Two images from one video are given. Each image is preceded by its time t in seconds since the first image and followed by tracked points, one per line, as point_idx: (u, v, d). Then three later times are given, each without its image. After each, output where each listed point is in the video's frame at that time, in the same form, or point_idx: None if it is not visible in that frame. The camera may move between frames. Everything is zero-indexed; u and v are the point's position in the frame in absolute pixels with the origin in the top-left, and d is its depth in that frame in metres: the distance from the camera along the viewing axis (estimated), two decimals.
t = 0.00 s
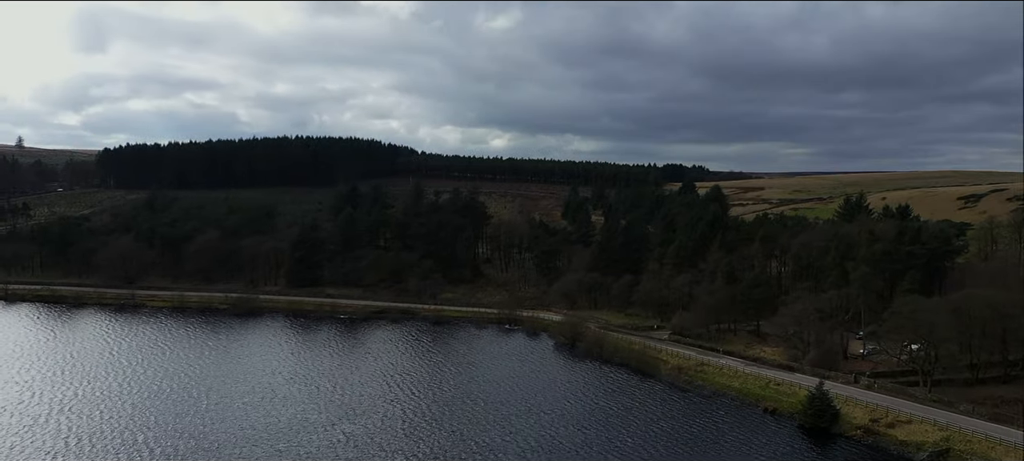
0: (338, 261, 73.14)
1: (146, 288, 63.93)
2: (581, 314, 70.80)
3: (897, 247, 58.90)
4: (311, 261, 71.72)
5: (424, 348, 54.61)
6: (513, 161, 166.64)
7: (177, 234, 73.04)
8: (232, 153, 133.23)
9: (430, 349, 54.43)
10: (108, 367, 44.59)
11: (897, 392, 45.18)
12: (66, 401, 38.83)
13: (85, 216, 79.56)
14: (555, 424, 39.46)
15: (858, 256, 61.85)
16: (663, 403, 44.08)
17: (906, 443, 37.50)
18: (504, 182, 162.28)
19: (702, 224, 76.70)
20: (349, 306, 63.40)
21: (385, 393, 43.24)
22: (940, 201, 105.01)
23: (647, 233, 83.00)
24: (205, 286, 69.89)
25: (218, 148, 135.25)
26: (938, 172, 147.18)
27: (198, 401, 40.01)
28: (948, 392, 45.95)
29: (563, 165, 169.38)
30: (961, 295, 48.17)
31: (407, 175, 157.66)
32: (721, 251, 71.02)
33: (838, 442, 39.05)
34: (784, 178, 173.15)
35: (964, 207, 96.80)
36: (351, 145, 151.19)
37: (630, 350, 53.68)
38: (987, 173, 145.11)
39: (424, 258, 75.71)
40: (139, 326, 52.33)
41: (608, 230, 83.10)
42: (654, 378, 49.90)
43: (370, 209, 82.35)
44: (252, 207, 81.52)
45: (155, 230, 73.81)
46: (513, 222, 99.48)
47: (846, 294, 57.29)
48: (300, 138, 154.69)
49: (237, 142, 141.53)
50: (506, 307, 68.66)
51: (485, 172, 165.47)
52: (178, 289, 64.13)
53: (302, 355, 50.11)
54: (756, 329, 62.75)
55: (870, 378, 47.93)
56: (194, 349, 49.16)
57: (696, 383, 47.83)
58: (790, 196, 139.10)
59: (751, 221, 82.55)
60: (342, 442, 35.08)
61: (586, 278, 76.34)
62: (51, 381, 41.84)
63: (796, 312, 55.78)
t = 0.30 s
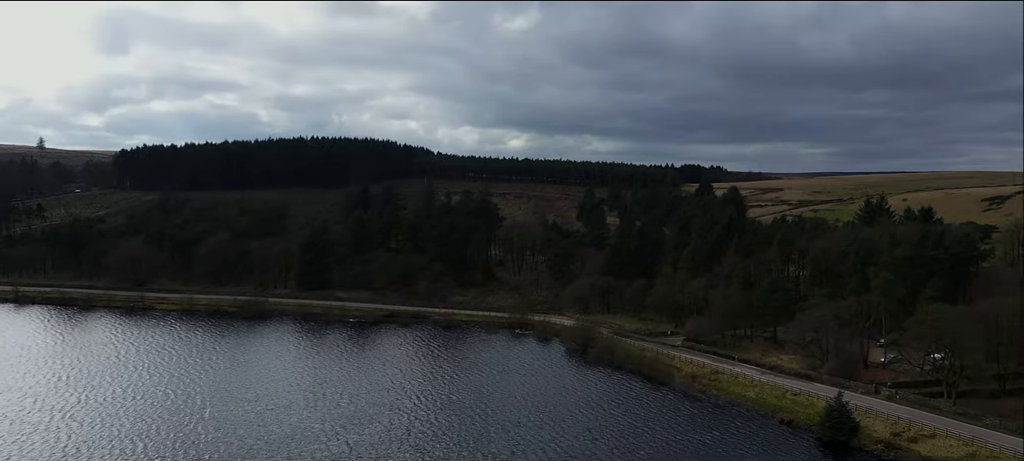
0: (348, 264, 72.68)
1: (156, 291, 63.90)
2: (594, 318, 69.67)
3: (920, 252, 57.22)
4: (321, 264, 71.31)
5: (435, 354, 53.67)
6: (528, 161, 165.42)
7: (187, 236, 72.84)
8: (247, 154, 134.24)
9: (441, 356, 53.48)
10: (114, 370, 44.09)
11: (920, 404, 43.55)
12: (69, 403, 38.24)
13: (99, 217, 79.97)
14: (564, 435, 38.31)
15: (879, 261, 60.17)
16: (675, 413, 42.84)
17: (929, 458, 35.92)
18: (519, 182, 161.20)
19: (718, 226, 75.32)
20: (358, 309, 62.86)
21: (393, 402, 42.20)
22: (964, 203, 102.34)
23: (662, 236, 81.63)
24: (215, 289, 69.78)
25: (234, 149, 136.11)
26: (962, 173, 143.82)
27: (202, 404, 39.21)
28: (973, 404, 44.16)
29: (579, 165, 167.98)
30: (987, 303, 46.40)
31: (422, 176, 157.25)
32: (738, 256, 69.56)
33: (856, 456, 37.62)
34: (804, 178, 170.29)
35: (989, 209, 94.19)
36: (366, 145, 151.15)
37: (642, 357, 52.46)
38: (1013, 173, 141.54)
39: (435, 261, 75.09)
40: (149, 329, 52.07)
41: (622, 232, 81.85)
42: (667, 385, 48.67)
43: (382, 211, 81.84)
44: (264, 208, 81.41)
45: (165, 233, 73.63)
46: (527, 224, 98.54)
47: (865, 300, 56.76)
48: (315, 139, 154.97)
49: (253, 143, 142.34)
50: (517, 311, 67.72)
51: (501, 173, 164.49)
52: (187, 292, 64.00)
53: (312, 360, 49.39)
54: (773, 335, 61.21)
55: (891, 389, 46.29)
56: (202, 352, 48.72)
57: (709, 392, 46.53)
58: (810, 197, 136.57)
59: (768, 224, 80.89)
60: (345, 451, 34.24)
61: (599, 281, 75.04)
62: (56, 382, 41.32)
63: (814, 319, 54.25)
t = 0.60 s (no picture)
0: (359, 266, 72.24)
1: (166, 293, 63.85)
2: (606, 323, 68.49)
3: (943, 257, 55.52)
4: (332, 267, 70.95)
5: (444, 360, 52.84)
6: (543, 161, 164.02)
7: (197, 239, 73.07)
8: (262, 156, 134.78)
9: (451, 361, 52.65)
10: (120, 375, 43.89)
11: (944, 417, 41.88)
12: (71, 409, 38.01)
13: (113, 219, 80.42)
14: (573, 447, 37.12)
15: (900, 265, 58.47)
16: (688, 425, 41.58)
17: None
18: (535, 183, 159.87)
19: (734, 230, 74.01)
20: (367, 313, 62.35)
21: (399, 409, 41.38)
22: (990, 205, 99.68)
23: (676, 239, 80.29)
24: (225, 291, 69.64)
25: (249, 150, 136.66)
26: (987, 175, 140.52)
27: (203, 411, 38.74)
28: (1000, 418, 42.37)
29: (596, 166, 166.25)
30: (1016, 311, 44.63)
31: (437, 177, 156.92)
32: (754, 260, 68.08)
33: None
34: (824, 179, 167.40)
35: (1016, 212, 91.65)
36: (381, 146, 150.93)
37: (654, 364, 51.21)
38: None
39: (445, 264, 74.33)
40: (158, 333, 51.88)
41: (636, 235, 80.62)
42: (679, 394, 47.41)
43: (393, 213, 81.47)
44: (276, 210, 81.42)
45: (176, 235, 73.82)
46: (541, 226, 97.55)
47: (886, 307, 55.02)
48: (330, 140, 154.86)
49: (268, 144, 142.99)
50: (528, 315, 66.77)
51: (518, 172, 162.89)
52: (196, 294, 63.85)
53: (319, 365, 48.79)
54: (790, 342, 59.69)
55: (913, 400, 44.65)
56: (210, 357, 48.37)
57: (723, 402, 45.29)
58: (830, 199, 134.06)
59: (786, 227, 79.22)
60: None
61: (611, 285, 73.68)
62: (60, 387, 41.19)
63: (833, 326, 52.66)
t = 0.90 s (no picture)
0: (369, 269, 71.71)
1: (175, 296, 63.69)
2: (619, 328, 67.23)
3: (969, 261, 53.70)
4: (342, 269, 70.52)
5: (455, 365, 51.96)
6: (558, 162, 162.15)
7: (207, 242, 72.31)
8: (277, 157, 134.61)
9: (461, 368, 51.72)
10: (126, 381, 43.54)
11: (970, 430, 40.15)
12: (74, 416, 37.62)
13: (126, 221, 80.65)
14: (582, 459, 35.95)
15: (923, 270, 56.71)
16: (701, 436, 40.24)
17: None
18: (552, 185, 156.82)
19: (751, 235, 72.45)
20: (376, 317, 61.75)
21: (405, 416, 40.51)
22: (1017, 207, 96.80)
23: (691, 243, 78.81)
24: (235, 294, 69.39)
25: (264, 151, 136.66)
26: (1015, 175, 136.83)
27: (207, 418, 38.14)
28: None
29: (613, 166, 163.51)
30: None
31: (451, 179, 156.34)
32: (772, 265, 66.46)
33: None
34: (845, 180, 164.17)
35: None
36: (396, 147, 150.63)
37: (668, 372, 49.88)
38: None
39: (456, 267, 73.54)
40: (167, 338, 51.60)
41: (650, 238, 79.24)
42: (693, 404, 46.10)
43: (404, 215, 80.97)
44: (287, 213, 81.22)
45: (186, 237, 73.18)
46: (554, 229, 96.41)
47: (909, 314, 53.26)
48: (345, 141, 154.48)
49: (283, 145, 143.31)
50: (539, 320, 65.77)
51: (535, 173, 159.21)
52: (205, 297, 63.64)
53: (326, 371, 48.15)
54: (808, 350, 58.02)
55: (937, 412, 42.93)
56: (216, 362, 47.92)
57: (738, 412, 43.93)
58: (852, 200, 131.25)
59: (805, 231, 77.40)
60: None
61: (625, 289, 71.68)
62: (65, 393, 40.91)
63: (853, 334, 51.01)
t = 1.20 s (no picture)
0: (381, 272, 71.22)
1: (185, 299, 63.64)
2: (633, 334, 65.99)
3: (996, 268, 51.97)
4: (353, 272, 70.16)
5: (465, 372, 51.12)
6: (574, 162, 160.54)
7: (218, 244, 72.62)
8: (292, 158, 134.87)
9: (471, 374, 50.86)
10: (134, 381, 43.32)
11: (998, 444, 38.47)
12: (77, 413, 37.28)
13: (140, 223, 81.02)
14: None
15: (948, 277, 54.99)
16: (716, 450, 38.93)
17: None
18: (568, 186, 155.07)
19: (768, 239, 70.96)
20: (387, 321, 61.24)
21: (413, 423, 39.72)
22: None
23: (708, 246, 77.45)
24: (245, 297, 69.24)
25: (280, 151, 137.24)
26: None
27: (210, 419, 37.60)
28: None
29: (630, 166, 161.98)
30: None
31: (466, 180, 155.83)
32: (790, 270, 64.96)
33: None
34: (866, 181, 160.99)
35: None
36: (412, 147, 150.31)
37: (682, 381, 48.68)
38: None
39: (468, 270, 72.93)
40: (178, 340, 51.45)
41: (666, 242, 78.01)
42: (708, 415, 44.88)
43: (416, 218, 80.53)
44: (299, 215, 81.10)
45: (198, 240, 73.57)
46: (569, 231, 95.36)
47: (933, 322, 51.57)
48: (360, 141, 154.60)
49: (298, 146, 143.65)
50: (551, 325, 64.85)
51: (552, 175, 157.61)
52: (215, 300, 63.54)
53: (335, 376, 47.56)
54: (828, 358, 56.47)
55: (963, 427, 41.23)
56: (225, 365, 47.60)
57: (754, 424, 42.66)
58: (873, 202, 128.57)
59: (825, 235, 75.72)
60: None
61: (639, 293, 70.39)
62: (70, 390, 40.70)
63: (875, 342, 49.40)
